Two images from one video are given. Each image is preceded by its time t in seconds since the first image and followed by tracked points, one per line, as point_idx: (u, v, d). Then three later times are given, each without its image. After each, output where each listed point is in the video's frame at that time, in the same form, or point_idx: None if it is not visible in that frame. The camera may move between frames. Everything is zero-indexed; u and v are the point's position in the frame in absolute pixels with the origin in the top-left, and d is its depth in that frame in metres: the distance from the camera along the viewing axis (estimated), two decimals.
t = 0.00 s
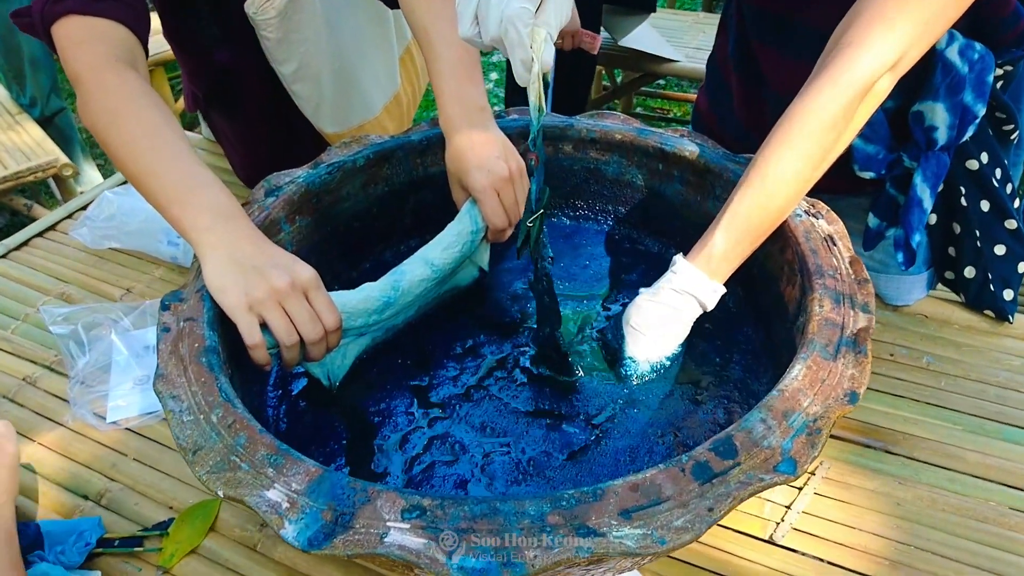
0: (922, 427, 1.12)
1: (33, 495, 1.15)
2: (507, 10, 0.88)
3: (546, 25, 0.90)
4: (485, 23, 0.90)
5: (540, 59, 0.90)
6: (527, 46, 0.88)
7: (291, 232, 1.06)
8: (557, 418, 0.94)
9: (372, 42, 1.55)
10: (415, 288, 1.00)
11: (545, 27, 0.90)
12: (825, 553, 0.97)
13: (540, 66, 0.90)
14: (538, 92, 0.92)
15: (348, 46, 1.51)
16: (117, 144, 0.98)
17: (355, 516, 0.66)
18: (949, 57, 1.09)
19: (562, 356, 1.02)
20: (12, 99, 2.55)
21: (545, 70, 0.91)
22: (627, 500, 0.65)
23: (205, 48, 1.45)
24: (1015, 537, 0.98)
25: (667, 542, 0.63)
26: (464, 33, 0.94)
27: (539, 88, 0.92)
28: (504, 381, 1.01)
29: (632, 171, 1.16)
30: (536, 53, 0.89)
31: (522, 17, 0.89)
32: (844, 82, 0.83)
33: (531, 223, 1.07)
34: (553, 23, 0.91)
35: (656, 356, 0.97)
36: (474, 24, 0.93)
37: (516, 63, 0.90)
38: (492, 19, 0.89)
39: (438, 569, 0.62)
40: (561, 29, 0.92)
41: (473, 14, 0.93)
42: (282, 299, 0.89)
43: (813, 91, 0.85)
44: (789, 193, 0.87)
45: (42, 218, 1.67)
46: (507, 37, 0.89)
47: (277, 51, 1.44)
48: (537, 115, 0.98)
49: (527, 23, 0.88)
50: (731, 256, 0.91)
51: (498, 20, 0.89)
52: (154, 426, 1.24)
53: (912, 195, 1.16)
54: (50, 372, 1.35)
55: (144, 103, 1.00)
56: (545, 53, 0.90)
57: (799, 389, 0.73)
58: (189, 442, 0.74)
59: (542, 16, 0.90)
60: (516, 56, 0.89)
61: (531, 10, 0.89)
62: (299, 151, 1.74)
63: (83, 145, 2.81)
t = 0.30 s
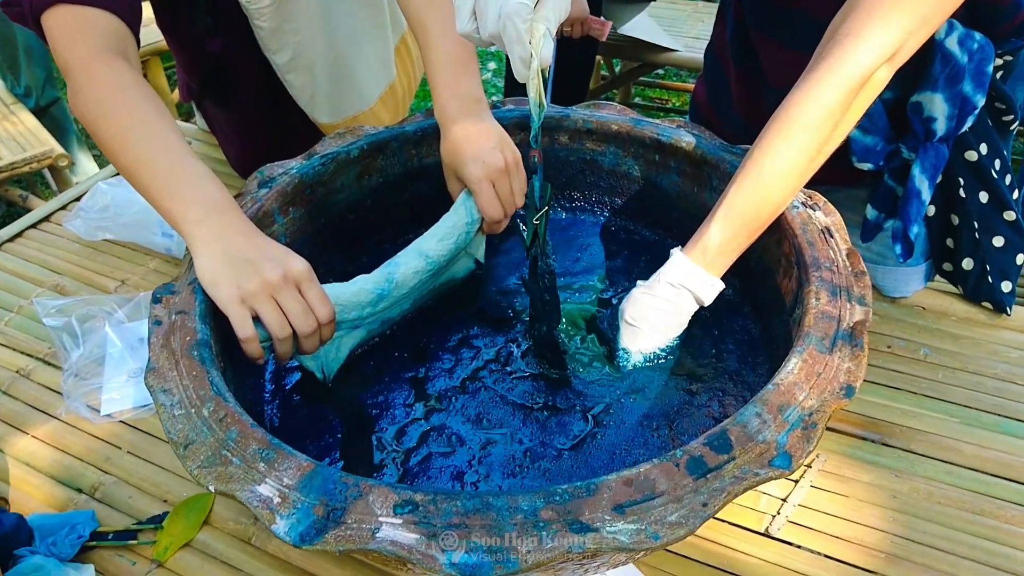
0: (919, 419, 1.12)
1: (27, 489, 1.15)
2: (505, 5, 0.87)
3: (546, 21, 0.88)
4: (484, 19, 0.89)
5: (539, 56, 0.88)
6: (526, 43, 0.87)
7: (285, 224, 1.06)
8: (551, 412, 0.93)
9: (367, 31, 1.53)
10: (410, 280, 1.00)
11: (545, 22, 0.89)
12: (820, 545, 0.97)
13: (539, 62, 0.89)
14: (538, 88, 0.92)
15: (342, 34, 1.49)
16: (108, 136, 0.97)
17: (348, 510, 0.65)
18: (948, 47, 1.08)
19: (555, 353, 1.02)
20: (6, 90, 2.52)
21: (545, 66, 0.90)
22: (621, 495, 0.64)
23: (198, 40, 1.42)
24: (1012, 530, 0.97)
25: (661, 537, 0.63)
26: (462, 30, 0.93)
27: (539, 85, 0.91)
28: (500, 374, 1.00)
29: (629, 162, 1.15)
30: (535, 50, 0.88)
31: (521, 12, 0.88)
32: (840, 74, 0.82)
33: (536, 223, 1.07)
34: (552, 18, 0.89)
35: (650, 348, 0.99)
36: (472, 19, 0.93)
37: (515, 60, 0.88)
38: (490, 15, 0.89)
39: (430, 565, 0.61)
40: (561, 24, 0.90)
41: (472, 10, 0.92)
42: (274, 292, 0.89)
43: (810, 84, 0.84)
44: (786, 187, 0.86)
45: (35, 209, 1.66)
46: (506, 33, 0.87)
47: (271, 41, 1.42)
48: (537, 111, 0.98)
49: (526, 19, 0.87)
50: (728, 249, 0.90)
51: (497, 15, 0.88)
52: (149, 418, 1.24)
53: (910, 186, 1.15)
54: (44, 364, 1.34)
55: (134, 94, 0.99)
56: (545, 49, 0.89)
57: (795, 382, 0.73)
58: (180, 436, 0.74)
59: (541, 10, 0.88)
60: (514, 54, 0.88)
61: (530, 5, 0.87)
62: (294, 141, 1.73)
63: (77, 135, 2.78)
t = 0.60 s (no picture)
0: (921, 415, 1.11)
1: (28, 482, 1.15)
2: None
3: (548, 13, 0.88)
4: (486, 11, 0.87)
5: (541, 49, 0.88)
6: (527, 36, 0.87)
7: (287, 217, 1.05)
8: (553, 406, 0.93)
9: (368, 24, 1.52)
10: (412, 274, 0.99)
11: (547, 15, 0.88)
12: (821, 540, 0.97)
13: (541, 55, 0.88)
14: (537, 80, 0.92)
15: (344, 28, 1.48)
16: (108, 128, 0.97)
17: (349, 503, 0.65)
18: (952, 42, 1.07)
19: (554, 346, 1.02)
20: (8, 84, 2.52)
21: (546, 59, 0.90)
22: (624, 488, 0.64)
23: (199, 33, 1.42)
24: (1014, 525, 0.97)
25: (663, 530, 0.62)
26: (463, 21, 0.90)
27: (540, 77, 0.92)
28: (501, 369, 1.00)
29: (631, 156, 1.14)
30: (538, 42, 0.88)
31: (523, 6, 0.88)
32: (842, 69, 0.81)
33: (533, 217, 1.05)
34: (555, 11, 0.88)
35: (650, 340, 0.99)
36: (474, 10, 0.90)
37: (517, 53, 0.88)
38: (492, 6, 0.87)
39: (431, 557, 0.61)
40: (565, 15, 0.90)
41: None
42: (276, 285, 0.88)
43: (811, 79, 0.83)
44: (786, 183, 0.85)
45: (36, 203, 1.66)
46: (508, 26, 0.87)
47: (272, 34, 1.41)
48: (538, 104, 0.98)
49: (527, 12, 0.87)
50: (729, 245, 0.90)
51: (499, 7, 0.86)
52: (150, 412, 1.24)
53: (914, 181, 1.15)
54: (45, 357, 1.34)
55: (135, 87, 0.98)
56: (547, 42, 0.88)
57: (798, 376, 0.72)
58: (181, 429, 0.74)
59: (543, 4, 0.88)
60: (516, 47, 0.88)
61: None
62: (296, 135, 1.72)
63: (78, 130, 2.77)
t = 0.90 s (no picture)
0: (923, 418, 1.11)
1: (27, 479, 1.15)
2: None
3: (555, 8, 0.86)
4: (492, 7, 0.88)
5: (547, 44, 0.87)
6: (532, 31, 0.86)
7: (288, 216, 1.05)
8: (554, 406, 0.93)
9: (371, 23, 1.52)
10: (413, 272, 0.99)
11: (553, 10, 0.86)
12: (821, 542, 0.97)
13: (547, 51, 0.88)
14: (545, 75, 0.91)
15: (347, 27, 1.48)
16: (109, 125, 0.97)
17: (349, 502, 0.65)
18: (956, 43, 1.06)
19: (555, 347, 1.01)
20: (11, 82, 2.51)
21: (552, 54, 0.89)
22: (625, 488, 0.64)
23: (201, 31, 1.42)
24: (1016, 529, 0.97)
25: (664, 530, 0.62)
26: (468, 17, 0.91)
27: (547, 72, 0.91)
28: (501, 368, 1.00)
29: (634, 157, 1.14)
30: (544, 38, 0.87)
31: None
32: (849, 71, 0.81)
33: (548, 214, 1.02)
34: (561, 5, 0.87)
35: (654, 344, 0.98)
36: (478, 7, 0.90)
37: (523, 47, 0.88)
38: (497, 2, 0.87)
39: (430, 557, 0.61)
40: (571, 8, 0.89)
41: None
42: (277, 282, 0.88)
43: (818, 82, 0.82)
44: (793, 187, 0.85)
45: (37, 201, 1.66)
46: (514, 21, 0.87)
47: (276, 33, 1.42)
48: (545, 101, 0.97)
49: (533, 7, 0.86)
50: (735, 248, 0.89)
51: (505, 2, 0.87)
52: (150, 410, 1.23)
53: (916, 183, 1.14)
54: (45, 355, 1.34)
55: (137, 84, 0.98)
56: (553, 37, 0.87)
57: (800, 377, 0.72)
58: (181, 427, 0.73)
59: None
60: (522, 42, 0.87)
61: None
62: (297, 134, 1.72)
63: (80, 128, 2.77)
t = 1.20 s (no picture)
0: (927, 424, 1.11)
1: (28, 478, 1.14)
2: None
3: None
4: None
5: (534, 13, 0.88)
6: None
7: (292, 215, 1.05)
8: (557, 409, 0.93)
9: (377, 24, 1.52)
10: (416, 273, 0.99)
11: None
12: (823, 547, 0.97)
13: (534, 20, 0.88)
14: (532, 46, 0.90)
15: (352, 27, 1.48)
16: (114, 123, 0.96)
17: (353, 501, 0.65)
18: (962, 47, 1.06)
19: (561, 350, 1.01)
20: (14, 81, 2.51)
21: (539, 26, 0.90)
22: (628, 491, 0.64)
23: (206, 30, 1.42)
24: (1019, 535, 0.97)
25: (668, 533, 0.62)
26: None
27: (534, 42, 0.90)
28: (504, 369, 0.99)
29: (638, 160, 1.14)
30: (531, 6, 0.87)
31: None
32: (855, 74, 0.81)
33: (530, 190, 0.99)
34: None
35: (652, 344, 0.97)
36: None
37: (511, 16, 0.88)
38: None
39: (434, 558, 0.61)
40: None
41: None
42: (281, 281, 0.88)
43: (824, 84, 0.82)
44: (798, 189, 0.85)
45: (40, 199, 1.66)
46: None
47: (281, 32, 1.42)
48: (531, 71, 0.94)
49: None
50: (738, 249, 0.89)
51: None
52: (151, 409, 1.23)
53: (921, 187, 1.14)
54: (47, 352, 1.34)
55: (142, 83, 0.98)
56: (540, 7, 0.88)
57: (805, 381, 0.72)
58: (183, 425, 0.73)
59: None
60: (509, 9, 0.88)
61: None
62: (302, 134, 1.73)
63: (83, 127, 2.77)
